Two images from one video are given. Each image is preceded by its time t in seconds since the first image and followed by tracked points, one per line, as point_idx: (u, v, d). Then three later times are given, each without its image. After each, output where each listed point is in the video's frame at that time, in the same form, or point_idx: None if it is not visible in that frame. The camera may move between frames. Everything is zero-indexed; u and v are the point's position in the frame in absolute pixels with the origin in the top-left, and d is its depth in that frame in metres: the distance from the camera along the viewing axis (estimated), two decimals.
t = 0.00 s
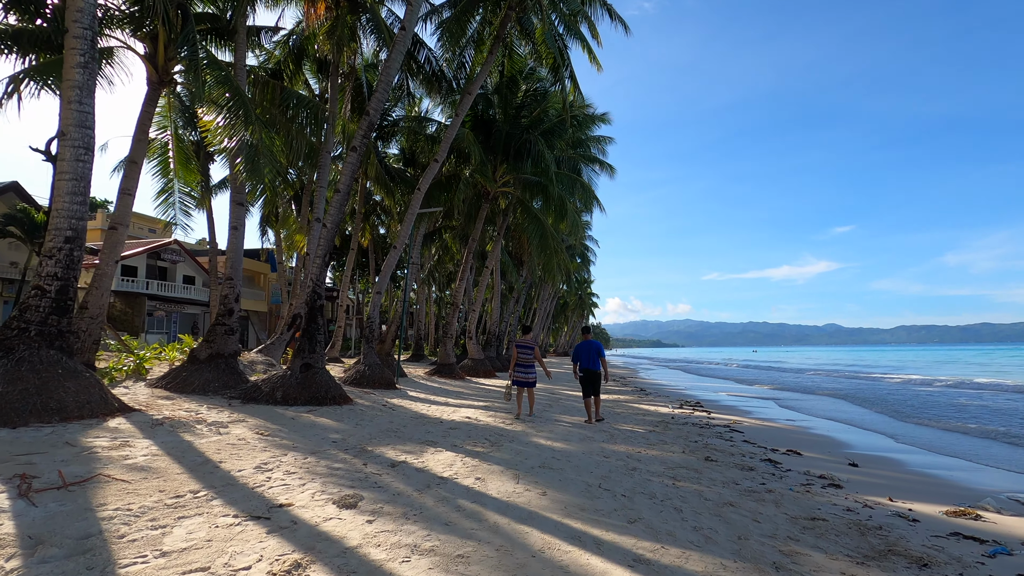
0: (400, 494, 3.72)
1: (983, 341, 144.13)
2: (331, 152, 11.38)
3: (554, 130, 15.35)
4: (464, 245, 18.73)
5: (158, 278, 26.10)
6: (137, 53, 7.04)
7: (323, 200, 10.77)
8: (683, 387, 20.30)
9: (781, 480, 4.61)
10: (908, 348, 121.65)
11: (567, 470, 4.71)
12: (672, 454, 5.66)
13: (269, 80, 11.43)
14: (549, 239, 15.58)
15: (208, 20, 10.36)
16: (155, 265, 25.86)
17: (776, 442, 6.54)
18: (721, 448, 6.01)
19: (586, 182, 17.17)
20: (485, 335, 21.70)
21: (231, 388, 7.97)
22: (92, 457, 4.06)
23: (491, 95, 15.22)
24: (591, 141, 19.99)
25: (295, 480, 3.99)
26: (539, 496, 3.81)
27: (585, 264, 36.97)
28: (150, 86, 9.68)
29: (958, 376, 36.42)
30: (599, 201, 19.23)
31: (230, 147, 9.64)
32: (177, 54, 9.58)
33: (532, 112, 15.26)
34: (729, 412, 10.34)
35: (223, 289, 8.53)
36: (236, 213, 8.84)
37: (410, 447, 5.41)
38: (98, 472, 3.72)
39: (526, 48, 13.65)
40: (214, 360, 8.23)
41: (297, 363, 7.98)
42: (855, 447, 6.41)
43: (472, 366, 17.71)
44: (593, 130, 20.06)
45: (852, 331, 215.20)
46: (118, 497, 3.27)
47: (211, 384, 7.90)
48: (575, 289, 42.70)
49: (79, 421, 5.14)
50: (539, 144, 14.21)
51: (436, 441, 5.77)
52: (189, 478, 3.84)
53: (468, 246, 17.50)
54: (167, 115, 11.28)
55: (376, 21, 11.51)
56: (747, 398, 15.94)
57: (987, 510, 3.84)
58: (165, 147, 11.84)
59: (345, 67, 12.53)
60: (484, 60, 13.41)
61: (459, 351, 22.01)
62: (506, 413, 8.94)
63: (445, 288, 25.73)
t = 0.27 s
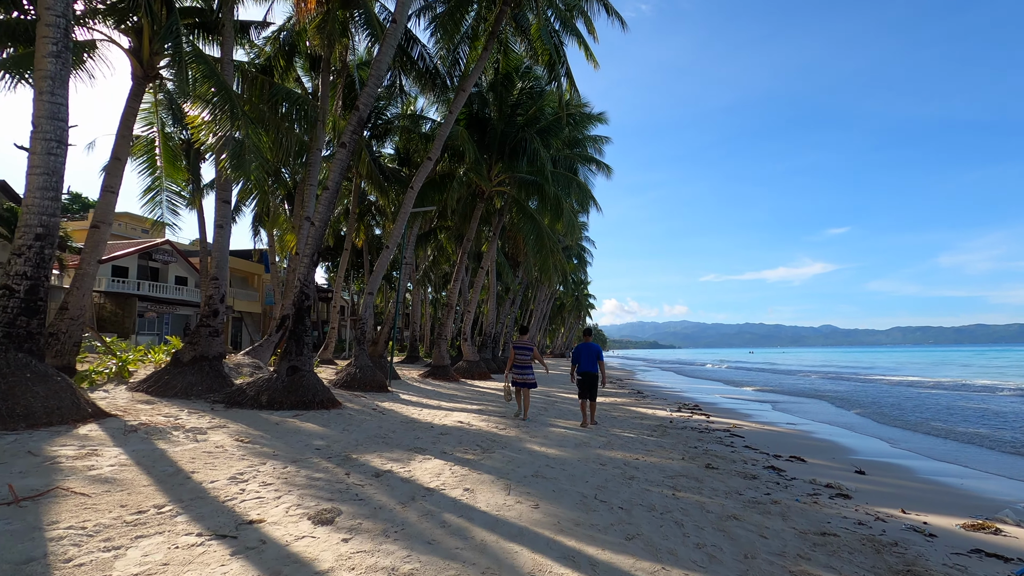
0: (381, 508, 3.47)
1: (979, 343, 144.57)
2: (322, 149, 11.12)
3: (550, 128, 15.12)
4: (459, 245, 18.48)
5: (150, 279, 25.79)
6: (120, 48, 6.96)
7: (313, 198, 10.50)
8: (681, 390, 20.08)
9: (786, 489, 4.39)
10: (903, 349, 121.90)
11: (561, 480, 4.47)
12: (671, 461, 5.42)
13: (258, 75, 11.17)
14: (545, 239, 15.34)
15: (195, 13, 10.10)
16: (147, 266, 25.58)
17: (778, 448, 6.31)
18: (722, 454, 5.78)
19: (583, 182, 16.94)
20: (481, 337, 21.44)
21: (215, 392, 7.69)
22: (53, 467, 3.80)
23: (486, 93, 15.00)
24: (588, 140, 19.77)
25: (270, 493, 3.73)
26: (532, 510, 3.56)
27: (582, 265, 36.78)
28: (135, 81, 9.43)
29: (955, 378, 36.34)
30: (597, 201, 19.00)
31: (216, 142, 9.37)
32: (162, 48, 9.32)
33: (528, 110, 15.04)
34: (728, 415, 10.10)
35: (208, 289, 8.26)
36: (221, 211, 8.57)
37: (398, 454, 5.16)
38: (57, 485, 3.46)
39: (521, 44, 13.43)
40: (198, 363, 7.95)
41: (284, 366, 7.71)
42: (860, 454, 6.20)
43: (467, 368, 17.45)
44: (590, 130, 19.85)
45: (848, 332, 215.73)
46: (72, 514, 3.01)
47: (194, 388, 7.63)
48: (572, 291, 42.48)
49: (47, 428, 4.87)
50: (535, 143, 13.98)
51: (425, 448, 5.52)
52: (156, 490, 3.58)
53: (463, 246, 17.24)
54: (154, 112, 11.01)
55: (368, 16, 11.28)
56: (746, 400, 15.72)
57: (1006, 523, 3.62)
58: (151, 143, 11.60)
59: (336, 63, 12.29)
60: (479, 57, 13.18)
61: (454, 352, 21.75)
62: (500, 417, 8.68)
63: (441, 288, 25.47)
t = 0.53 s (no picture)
0: (366, 519, 3.27)
1: (970, 341, 145.62)
2: (311, 144, 10.89)
3: (544, 124, 14.94)
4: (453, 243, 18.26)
5: (139, 278, 25.41)
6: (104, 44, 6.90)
7: (302, 194, 10.28)
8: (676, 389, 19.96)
9: (791, 494, 4.22)
10: (896, 348, 122.62)
11: (557, 485, 4.29)
12: (670, 464, 5.25)
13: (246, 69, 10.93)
14: (540, 237, 15.16)
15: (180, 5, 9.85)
16: (136, 265, 25.25)
17: (779, 450, 6.15)
18: (722, 457, 5.61)
19: (577, 179, 16.77)
20: (475, 336, 21.25)
21: (199, 394, 7.45)
22: (17, 475, 3.57)
23: (480, 89, 14.80)
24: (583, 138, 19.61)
25: (249, 502, 3.52)
26: (526, 519, 3.37)
27: (577, 263, 36.64)
28: (118, 74, 9.18)
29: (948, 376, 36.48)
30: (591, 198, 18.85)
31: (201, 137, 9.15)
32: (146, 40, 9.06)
33: (522, 106, 14.86)
34: (726, 415, 9.95)
35: (193, 288, 8.03)
36: (207, 207, 8.34)
37: (386, 459, 4.96)
38: (18, 495, 3.23)
39: (515, 39, 13.23)
40: (182, 364, 7.70)
41: (271, 367, 7.49)
42: (863, 456, 6.05)
43: (460, 368, 17.23)
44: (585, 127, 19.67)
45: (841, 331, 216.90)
46: (31, 527, 2.79)
47: (178, 390, 7.39)
48: (566, 289, 42.37)
49: (17, 433, 4.63)
50: (530, 139, 13.79)
51: (415, 452, 5.32)
52: (126, 500, 3.37)
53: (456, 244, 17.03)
54: (138, 107, 10.75)
55: (359, 10, 11.06)
56: (742, 400, 15.59)
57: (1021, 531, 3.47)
58: (137, 138, 11.35)
59: (327, 57, 12.07)
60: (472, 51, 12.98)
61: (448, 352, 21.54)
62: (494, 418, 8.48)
63: (434, 288, 25.25)
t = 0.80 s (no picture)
0: (351, 528, 3.06)
1: (966, 341, 146.07)
2: (304, 139, 10.66)
3: (541, 121, 14.75)
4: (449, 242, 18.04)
5: (132, 278, 25.13)
6: (89, 35, 6.86)
7: (294, 190, 10.04)
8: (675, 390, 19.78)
9: (800, 498, 4.03)
10: (892, 348, 122.91)
11: (555, 489, 4.08)
12: (672, 467, 5.05)
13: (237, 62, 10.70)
14: (537, 235, 14.95)
15: None
16: (129, 264, 24.99)
17: (783, 451, 5.96)
18: (726, 459, 5.41)
19: (575, 177, 16.58)
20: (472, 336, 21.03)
21: (186, 395, 7.21)
22: None
23: (476, 85, 14.61)
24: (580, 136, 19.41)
25: (226, 510, 3.30)
26: (522, 527, 3.16)
27: (575, 263, 36.47)
28: (104, 66, 8.94)
29: (946, 375, 36.45)
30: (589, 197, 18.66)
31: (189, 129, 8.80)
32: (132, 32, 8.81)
33: (518, 103, 14.66)
34: (726, 416, 9.75)
35: (180, 285, 7.80)
36: (195, 202, 8.10)
37: (376, 462, 4.75)
38: None
39: (512, 34, 13.03)
40: (168, 364, 7.46)
41: (260, 366, 7.27)
42: (870, 457, 5.88)
43: (457, 368, 17.00)
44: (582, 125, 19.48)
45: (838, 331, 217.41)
46: None
47: (164, 390, 7.15)
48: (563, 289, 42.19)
49: None
50: (526, 136, 13.59)
51: (407, 454, 5.11)
52: (93, 508, 3.14)
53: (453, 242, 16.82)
54: (126, 101, 10.51)
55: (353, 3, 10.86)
56: (741, 401, 15.41)
57: None
58: (125, 133, 11.13)
59: (320, 52, 11.85)
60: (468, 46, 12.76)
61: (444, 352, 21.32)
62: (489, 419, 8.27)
63: (430, 287, 25.03)
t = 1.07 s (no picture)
0: (334, 547, 2.82)
1: (966, 342, 145.81)
2: (299, 135, 10.43)
3: (542, 118, 14.52)
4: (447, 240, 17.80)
5: (128, 277, 24.91)
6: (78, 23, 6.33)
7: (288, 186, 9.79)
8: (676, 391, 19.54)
9: (816, 512, 3.79)
10: (893, 349, 122.73)
11: (555, 501, 3.84)
12: (678, 476, 4.81)
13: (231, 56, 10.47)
14: (537, 233, 14.71)
15: None
16: (126, 263, 24.80)
17: (793, 458, 5.72)
18: (733, 467, 5.17)
19: (575, 175, 16.34)
20: (471, 336, 20.80)
21: (173, 397, 6.98)
22: None
23: (476, 81, 14.40)
24: (581, 134, 19.15)
25: (200, 526, 3.05)
26: (520, 546, 2.91)
27: (575, 263, 36.31)
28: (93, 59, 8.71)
29: (948, 376, 36.23)
30: (590, 195, 18.42)
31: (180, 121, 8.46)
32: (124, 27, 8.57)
33: (518, 99, 14.43)
34: (731, 419, 9.52)
35: (169, 284, 7.56)
36: (186, 199, 7.88)
37: (367, 470, 4.51)
38: None
39: (513, 29, 12.79)
40: (156, 365, 7.23)
41: (250, 368, 7.04)
42: (884, 464, 5.63)
43: (455, 368, 16.77)
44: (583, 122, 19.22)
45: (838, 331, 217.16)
46: None
47: (150, 392, 6.92)
48: (563, 289, 41.96)
49: None
50: (527, 133, 13.35)
51: (400, 461, 4.87)
52: (54, 525, 2.90)
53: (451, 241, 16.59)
54: (117, 96, 10.29)
55: None
56: (744, 403, 15.17)
57: None
58: (117, 128, 10.91)
59: (316, 46, 11.62)
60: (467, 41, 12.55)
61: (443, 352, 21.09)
62: (487, 422, 8.03)
63: (429, 286, 24.83)
